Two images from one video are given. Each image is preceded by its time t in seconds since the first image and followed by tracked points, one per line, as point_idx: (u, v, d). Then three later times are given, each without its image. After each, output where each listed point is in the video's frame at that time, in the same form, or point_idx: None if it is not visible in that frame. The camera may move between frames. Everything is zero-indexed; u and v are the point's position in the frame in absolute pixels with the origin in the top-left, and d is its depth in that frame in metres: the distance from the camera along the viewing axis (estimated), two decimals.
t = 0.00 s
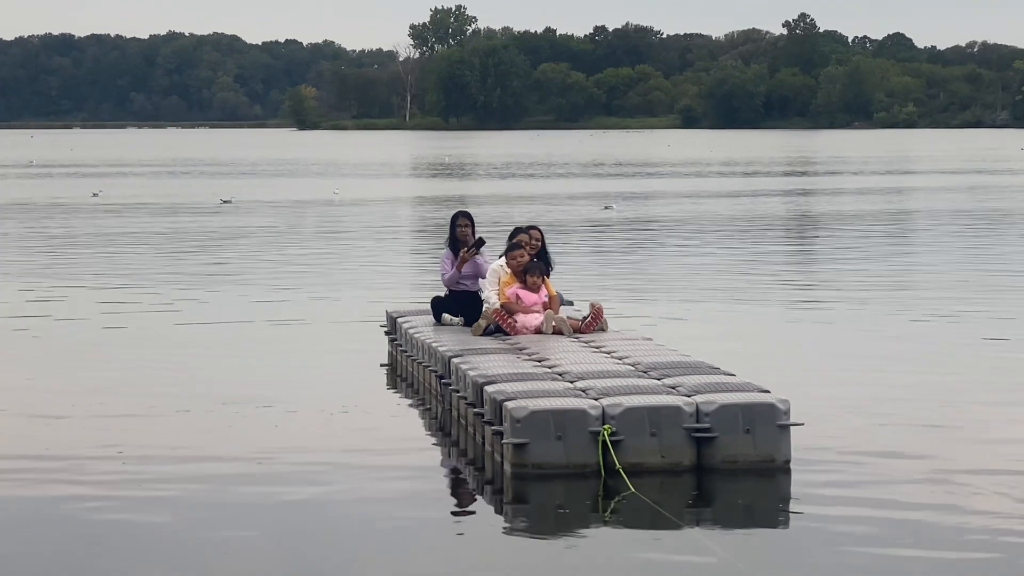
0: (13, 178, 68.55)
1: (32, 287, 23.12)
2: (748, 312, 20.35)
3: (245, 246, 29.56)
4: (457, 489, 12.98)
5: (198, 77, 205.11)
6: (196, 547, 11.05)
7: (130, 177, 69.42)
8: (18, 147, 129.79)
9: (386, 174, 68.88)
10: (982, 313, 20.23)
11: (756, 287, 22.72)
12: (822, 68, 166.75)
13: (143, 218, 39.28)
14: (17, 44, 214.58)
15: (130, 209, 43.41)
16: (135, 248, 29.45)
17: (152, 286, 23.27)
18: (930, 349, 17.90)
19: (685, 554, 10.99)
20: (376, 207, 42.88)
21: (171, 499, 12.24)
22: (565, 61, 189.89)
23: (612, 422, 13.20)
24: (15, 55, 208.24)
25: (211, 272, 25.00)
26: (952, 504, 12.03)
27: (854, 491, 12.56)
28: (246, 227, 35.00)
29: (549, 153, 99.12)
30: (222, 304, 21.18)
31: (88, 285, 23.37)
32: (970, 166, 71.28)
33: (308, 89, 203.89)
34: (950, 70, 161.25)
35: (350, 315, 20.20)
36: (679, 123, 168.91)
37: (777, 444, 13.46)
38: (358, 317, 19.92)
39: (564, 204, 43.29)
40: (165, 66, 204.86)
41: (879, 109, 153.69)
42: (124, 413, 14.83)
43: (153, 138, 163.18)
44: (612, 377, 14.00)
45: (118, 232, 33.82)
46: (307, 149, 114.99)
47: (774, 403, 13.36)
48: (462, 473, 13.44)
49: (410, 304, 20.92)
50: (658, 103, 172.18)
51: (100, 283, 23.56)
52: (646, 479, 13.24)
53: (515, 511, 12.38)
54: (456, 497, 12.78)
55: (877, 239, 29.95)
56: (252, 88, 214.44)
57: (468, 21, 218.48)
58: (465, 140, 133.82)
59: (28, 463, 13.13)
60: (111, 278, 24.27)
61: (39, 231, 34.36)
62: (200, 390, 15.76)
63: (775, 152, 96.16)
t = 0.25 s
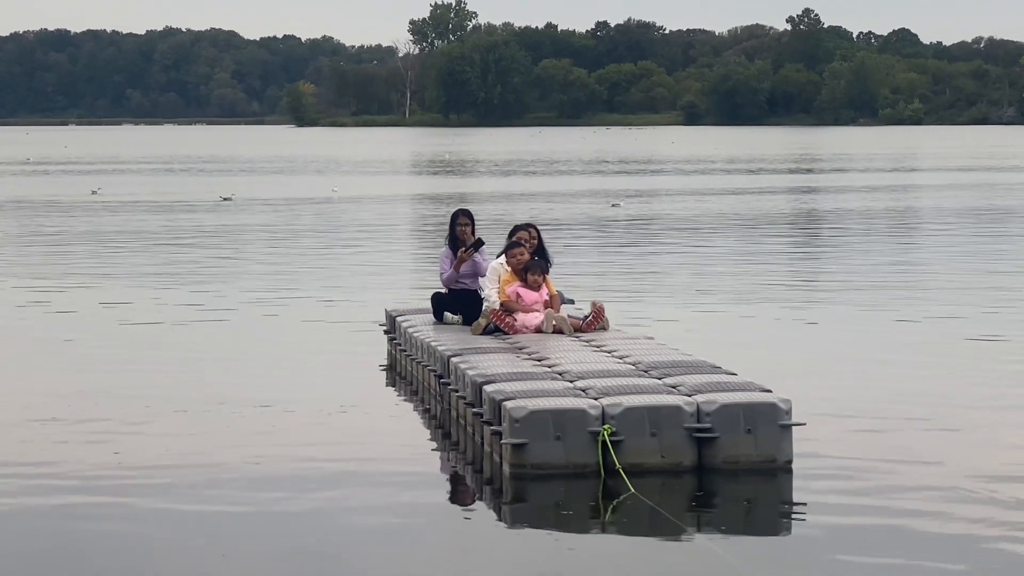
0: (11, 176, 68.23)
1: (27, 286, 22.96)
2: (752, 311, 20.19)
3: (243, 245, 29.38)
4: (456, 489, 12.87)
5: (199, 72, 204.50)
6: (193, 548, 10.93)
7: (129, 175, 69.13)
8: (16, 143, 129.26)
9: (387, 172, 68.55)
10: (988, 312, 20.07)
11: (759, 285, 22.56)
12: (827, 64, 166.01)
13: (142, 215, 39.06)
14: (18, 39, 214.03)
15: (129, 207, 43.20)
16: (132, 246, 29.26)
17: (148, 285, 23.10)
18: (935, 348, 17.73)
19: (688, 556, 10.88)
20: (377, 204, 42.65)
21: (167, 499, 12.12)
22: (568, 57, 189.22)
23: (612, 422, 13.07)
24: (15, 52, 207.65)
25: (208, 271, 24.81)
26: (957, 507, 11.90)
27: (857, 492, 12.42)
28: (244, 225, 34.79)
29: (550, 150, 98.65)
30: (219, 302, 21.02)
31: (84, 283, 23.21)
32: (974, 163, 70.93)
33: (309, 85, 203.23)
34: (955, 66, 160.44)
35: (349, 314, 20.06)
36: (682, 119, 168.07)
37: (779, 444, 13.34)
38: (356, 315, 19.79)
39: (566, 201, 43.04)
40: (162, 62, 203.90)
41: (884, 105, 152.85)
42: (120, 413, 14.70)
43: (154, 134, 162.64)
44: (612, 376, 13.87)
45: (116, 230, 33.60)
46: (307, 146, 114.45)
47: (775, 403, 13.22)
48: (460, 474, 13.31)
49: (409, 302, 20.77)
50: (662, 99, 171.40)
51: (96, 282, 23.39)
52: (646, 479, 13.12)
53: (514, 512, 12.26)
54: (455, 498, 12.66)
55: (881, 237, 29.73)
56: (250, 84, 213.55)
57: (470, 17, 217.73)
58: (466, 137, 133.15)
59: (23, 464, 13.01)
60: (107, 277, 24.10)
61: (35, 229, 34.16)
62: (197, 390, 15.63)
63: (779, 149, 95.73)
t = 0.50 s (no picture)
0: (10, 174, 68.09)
1: (26, 285, 22.90)
2: (753, 310, 20.10)
3: (243, 244, 29.28)
4: (455, 490, 12.83)
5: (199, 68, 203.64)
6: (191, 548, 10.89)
7: (129, 173, 68.97)
8: (15, 142, 128.81)
9: (388, 169, 68.21)
10: (991, 311, 19.97)
11: (761, 284, 22.45)
12: (830, 61, 165.25)
13: (141, 214, 38.96)
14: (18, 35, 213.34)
15: (129, 206, 43.10)
16: (131, 245, 29.18)
17: (147, 283, 23.04)
18: (938, 348, 17.66)
19: (688, 557, 10.83)
20: (377, 203, 42.50)
21: (167, 498, 12.09)
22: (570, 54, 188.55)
23: (611, 423, 13.02)
24: (14, 49, 206.93)
25: (208, 270, 24.72)
26: (959, 509, 11.86)
27: (859, 494, 12.37)
28: (245, 224, 34.68)
29: (552, 148, 98.21)
30: (219, 301, 20.93)
31: (83, 282, 23.14)
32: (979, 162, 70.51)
33: (308, 82, 202.25)
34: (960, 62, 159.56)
35: (349, 313, 19.97)
36: (685, 117, 167.28)
37: (781, 445, 13.29)
38: (357, 315, 19.70)
39: (569, 200, 42.87)
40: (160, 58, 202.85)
41: (888, 102, 151.95)
42: (118, 413, 14.65)
43: (154, 132, 162.06)
44: (612, 376, 13.80)
45: (115, 229, 33.50)
46: (306, 144, 114.04)
47: (777, 403, 13.18)
48: (459, 474, 13.27)
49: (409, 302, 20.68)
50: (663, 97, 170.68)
51: (95, 280, 23.34)
52: (646, 480, 13.09)
53: (513, 513, 12.22)
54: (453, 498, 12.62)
55: (886, 235, 29.59)
56: (249, 80, 212.67)
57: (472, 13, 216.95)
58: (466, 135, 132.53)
59: (22, 462, 13.00)
60: (107, 276, 24.03)
61: (33, 228, 34.08)
62: (196, 389, 15.58)
63: (784, 147, 95.23)
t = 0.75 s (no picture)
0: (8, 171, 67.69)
1: (22, 283, 22.77)
2: (756, 309, 19.95)
3: (241, 242, 29.10)
4: (454, 490, 12.75)
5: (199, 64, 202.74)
6: (188, 549, 10.80)
7: (126, 170, 68.61)
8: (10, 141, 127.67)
9: (388, 167, 67.80)
10: (996, 311, 19.83)
11: (764, 283, 22.30)
12: (835, 58, 164.29)
13: (139, 212, 38.73)
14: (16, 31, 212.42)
15: (128, 203, 42.88)
16: (128, 244, 29.00)
17: (143, 282, 22.89)
18: (943, 347, 17.53)
19: (688, 560, 10.74)
20: (377, 201, 42.26)
21: (164, 498, 12.01)
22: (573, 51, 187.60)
23: (612, 423, 12.94)
24: (14, 45, 206.09)
25: (205, 268, 24.56)
26: (962, 512, 11.78)
27: (862, 497, 12.28)
28: (243, 222, 34.49)
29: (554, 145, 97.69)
30: (217, 300, 20.80)
31: (79, 281, 23.01)
32: (983, 159, 70.01)
33: (306, 79, 201.26)
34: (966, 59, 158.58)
35: (348, 312, 19.84)
36: (688, 114, 166.25)
37: (783, 446, 13.21)
38: (355, 314, 19.57)
39: (570, 198, 42.63)
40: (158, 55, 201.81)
41: (894, 99, 150.91)
42: (114, 413, 14.53)
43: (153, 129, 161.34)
44: (613, 375, 13.70)
45: (112, 228, 33.28)
46: (306, 141, 113.33)
47: (779, 403, 13.09)
48: (458, 474, 13.19)
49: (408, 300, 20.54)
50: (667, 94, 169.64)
51: (91, 279, 23.19)
52: (647, 481, 13.02)
53: (513, 514, 12.15)
54: (452, 498, 12.54)
55: (889, 234, 29.40)
56: (248, 77, 211.57)
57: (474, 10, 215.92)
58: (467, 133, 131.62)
59: (17, 463, 12.90)
60: (103, 274, 23.88)
61: (30, 226, 33.88)
62: (193, 388, 15.47)
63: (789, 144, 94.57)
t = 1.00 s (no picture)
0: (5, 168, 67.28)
1: (16, 283, 22.61)
2: (759, 309, 19.85)
3: (238, 241, 28.91)
4: (453, 491, 12.66)
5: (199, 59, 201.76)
6: (184, 553, 10.71)
7: (124, 167, 68.15)
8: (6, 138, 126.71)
9: (387, 165, 67.36)
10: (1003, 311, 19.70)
11: (767, 282, 22.16)
12: (840, 55, 163.13)
13: (136, 210, 38.48)
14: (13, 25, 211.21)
15: (124, 201, 42.61)
16: (123, 243, 28.80)
17: (139, 281, 22.73)
18: (948, 347, 17.41)
19: (689, 564, 10.66)
20: (375, 200, 42.01)
21: (161, 501, 11.92)
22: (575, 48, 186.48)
23: (613, 423, 12.86)
24: (11, 42, 204.77)
25: (201, 267, 24.39)
26: (967, 515, 11.71)
27: (866, 500, 12.18)
28: (240, 221, 34.26)
29: (554, 142, 97.10)
30: (213, 300, 20.67)
31: (73, 280, 22.85)
32: (988, 158, 69.57)
33: (303, 74, 200.07)
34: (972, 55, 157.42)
35: (347, 311, 19.72)
36: (691, 111, 165.15)
37: (786, 446, 13.13)
38: (355, 313, 19.45)
39: (571, 196, 42.37)
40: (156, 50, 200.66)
41: (900, 97, 149.65)
42: (111, 413, 14.42)
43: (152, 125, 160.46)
44: (614, 375, 13.59)
45: (110, 227, 33.06)
46: (303, 138, 112.45)
47: (782, 404, 13.01)
48: (457, 474, 13.10)
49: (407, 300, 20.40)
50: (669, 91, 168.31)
51: (87, 278, 23.03)
52: (648, 482, 12.94)
53: (513, 516, 12.07)
54: (451, 498, 12.45)
55: (892, 232, 29.24)
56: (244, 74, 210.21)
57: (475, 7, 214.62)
58: (467, 130, 130.57)
59: (13, 464, 12.79)
60: (98, 274, 23.72)
61: (28, 224, 33.65)
62: (191, 389, 15.35)
63: (794, 142, 93.89)
